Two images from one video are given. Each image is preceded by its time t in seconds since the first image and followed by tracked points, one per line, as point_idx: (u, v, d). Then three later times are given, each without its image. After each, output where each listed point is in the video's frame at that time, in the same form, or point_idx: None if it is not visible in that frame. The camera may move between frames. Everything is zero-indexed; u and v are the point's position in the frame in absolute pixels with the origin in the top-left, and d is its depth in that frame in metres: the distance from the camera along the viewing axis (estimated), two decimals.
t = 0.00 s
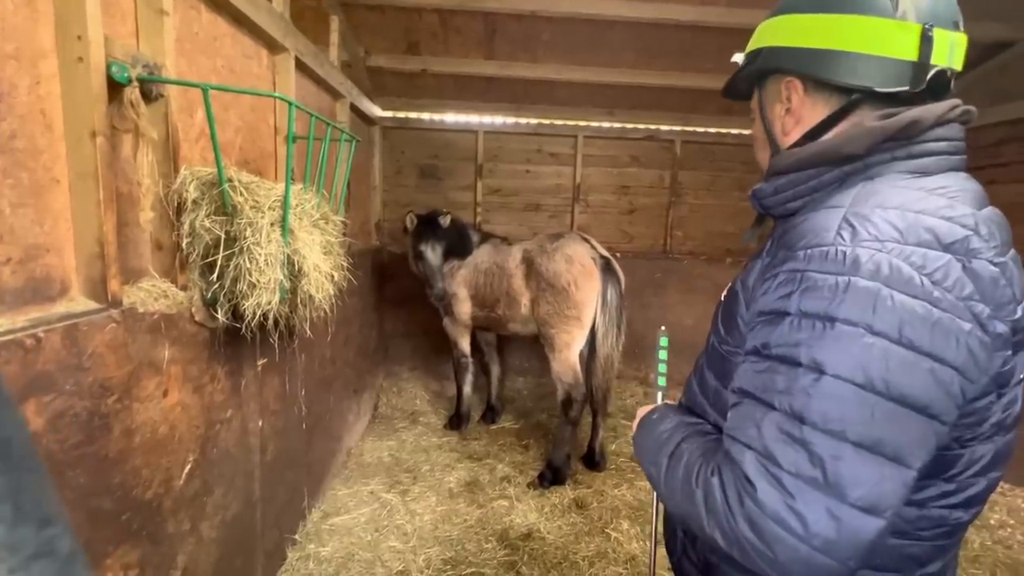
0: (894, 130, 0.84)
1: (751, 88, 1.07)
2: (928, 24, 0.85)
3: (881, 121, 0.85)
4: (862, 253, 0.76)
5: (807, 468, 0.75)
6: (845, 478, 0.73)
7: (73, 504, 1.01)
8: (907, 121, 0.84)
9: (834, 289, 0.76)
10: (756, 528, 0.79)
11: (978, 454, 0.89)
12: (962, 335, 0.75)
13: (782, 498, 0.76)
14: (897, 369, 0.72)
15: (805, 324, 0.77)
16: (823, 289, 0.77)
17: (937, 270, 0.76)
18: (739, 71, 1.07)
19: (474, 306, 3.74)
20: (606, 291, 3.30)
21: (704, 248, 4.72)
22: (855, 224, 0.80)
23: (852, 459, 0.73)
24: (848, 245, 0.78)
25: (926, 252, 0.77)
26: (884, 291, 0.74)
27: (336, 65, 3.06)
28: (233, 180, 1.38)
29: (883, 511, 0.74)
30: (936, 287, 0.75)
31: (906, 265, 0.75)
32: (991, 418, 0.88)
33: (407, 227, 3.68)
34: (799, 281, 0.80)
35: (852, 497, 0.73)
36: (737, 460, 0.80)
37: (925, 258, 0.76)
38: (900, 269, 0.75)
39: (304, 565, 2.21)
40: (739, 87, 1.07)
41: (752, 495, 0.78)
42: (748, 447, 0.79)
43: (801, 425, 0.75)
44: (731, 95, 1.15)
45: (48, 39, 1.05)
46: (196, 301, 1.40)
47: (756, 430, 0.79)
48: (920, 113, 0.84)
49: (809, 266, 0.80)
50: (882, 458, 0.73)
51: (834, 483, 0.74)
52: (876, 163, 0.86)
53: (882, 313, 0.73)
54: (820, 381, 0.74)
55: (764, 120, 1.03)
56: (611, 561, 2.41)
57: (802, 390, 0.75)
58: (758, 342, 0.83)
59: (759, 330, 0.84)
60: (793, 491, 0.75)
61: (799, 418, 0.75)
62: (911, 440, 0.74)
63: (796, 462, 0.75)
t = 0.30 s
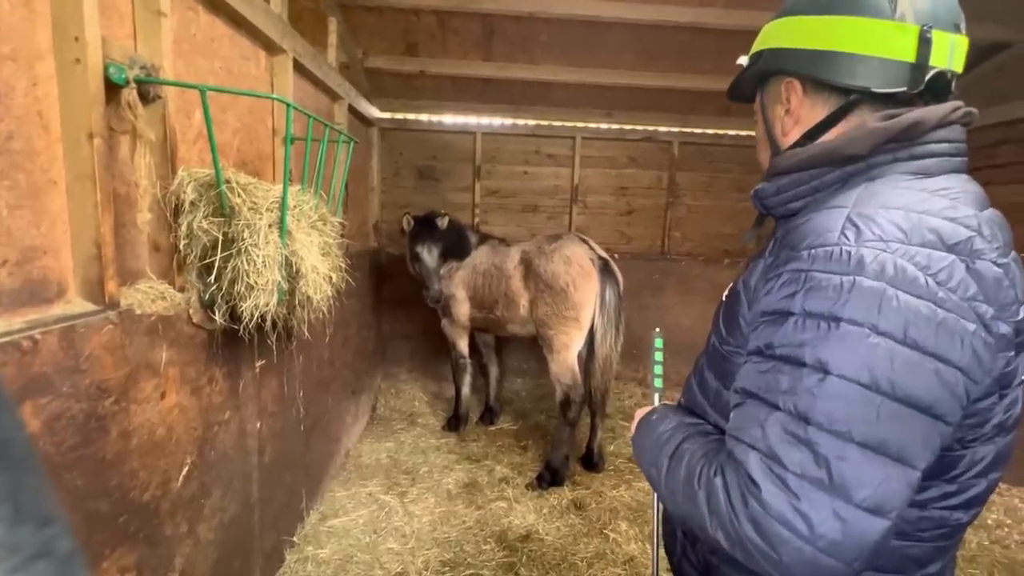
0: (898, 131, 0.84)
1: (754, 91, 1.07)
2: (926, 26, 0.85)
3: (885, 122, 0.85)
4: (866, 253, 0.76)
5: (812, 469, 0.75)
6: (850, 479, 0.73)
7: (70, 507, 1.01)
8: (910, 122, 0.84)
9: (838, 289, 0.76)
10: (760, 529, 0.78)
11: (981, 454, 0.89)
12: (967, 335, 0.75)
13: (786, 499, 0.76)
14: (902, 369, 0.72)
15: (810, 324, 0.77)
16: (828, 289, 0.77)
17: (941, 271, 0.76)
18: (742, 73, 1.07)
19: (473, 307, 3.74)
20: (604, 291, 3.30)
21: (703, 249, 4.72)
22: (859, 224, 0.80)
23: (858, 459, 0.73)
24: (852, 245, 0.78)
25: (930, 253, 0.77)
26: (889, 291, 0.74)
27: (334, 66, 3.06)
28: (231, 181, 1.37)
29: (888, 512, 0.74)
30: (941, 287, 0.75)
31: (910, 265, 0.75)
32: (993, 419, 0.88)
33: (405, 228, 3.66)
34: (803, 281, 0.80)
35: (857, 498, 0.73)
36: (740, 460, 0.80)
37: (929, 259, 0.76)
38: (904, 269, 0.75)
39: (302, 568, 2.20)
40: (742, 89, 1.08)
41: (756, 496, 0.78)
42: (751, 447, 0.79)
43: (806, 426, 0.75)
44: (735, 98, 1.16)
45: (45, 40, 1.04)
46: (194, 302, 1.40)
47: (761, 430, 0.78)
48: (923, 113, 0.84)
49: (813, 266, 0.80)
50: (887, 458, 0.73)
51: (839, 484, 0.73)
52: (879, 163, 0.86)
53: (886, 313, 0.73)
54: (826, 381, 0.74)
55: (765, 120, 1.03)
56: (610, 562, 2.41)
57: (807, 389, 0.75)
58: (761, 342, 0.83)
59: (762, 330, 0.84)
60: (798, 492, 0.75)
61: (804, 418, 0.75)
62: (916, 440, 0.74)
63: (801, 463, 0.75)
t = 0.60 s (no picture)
0: (898, 131, 0.84)
1: (756, 91, 1.07)
2: (926, 27, 0.85)
3: (886, 122, 0.85)
4: (868, 252, 0.76)
5: (813, 467, 0.74)
6: (851, 477, 0.73)
7: (67, 509, 1.00)
8: (910, 122, 0.84)
9: (840, 288, 0.76)
10: (761, 527, 0.78)
11: (981, 454, 0.89)
12: (968, 334, 0.75)
13: (788, 496, 0.75)
14: (903, 368, 0.72)
15: (811, 323, 0.77)
16: (829, 287, 0.77)
17: (942, 270, 0.76)
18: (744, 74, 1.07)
19: (471, 308, 3.74)
20: (602, 291, 3.30)
21: (701, 249, 4.72)
22: (860, 223, 0.80)
23: (859, 457, 0.73)
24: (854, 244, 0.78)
25: (931, 252, 0.77)
26: (890, 290, 0.74)
27: (332, 67, 3.05)
28: (230, 182, 1.37)
29: (890, 510, 0.74)
30: (942, 286, 0.75)
31: (911, 265, 0.75)
32: (994, 419, 0.88)
33: (404, 229, 3.70)
34: (805, 279, 0.80)
35: (858, 496, 0.73)
36: (741, 459, 0.80)
37: (931, 258, 0.76)
38: (905, 268, 0.75)
39: (301, 569, 2.20)
40: (744, 91, 1.08)
41: (757, 494, 0.78)
42: (753, 446, 0.79)
43: (808, 424, 0.75)
44: (737, 99, 1.16)
45: (42, 41, 1.04)
46: (192, 303, 1.39)
47: (762, 428, 0.78)
48: (925, 113, 0.84)
49: (815, 265, 0.79)
50: (888, 456, 0.73)
51: (841, 482, 0.73)
52: (880, 163, 0.86)
53: (888, 312, 0.73)
54: (827, 380, 0.74)
55: (767, 122, 1.03)
56: (609, 563, 2.41)
57: (809, 388, 0.75)
58: (762, 341, 0.83)
59: (764, 329, 0.83)
60: (799, 490, 0.75)
61: (806, 416, 0.75)
62: (917, 439, 0.74)
63: (802, 461, 0.75)
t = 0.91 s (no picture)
0: (898, 132, 0.84)
1: (756, 92, 1.07)
2: (926, 28, 0.85)
3: (885, 122, 0.85)
4: (868, 253, 0.76)
5: (813, 466, 0.74)
6: (851, 476, 0.73)
7: (66, 511, 1.00)
8: (910, 123, 0.84)
9: (840, 289, 0.76)
10: (762, 526, 0.78)
11: (980, 454, 0.89)
12: (967, 335, 0.75)
13: (788, 496, 0.75)
14: (902, 368, 0.72)
15: (811, 323, 0.77)
16: (829, 288, 0.77)
17: (942, 271, 0.76)
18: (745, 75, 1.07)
19: (471, 309, 3.73)
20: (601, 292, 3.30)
21: (700, 249, 4.72)
22: (859, 224, 0.80)
23: (859, 457, 0.73)
24: (853, 244, 0.78)
25: (930, 253, 0.77)
26: (890, 290, 0.74)
27: (331, 68, 3.05)
28: (228, 183, 1.37)
29: (889, 510, 0.74)
30: (941, 287, 0.75)
31: (911, 265, 0.75)
32: (993, 419, 0.88)
33: (405, 229, 3.69)
34: (805, 280, 0.80)
35: (858, 495, 0.73)
36: (741, 458, 0.80)
37: (930, 258, 0.76)
38: (905, 269, 0.75)
39: (300, 571, 2.19)
40: (745, 91, 1.08)
41: (758, 494, 0.77)
42: (753, 445, 0.79)
43: (807, 424, 0.75)
44: (738, 100, 1.15)
45: (40, 42, 1.04)
46: (191, 305, 1.39)
47: (762, 428, 0.78)
48: (924, 114, 0.84)
49: (815, 266, 0.79)
50: (888, 456, 0.73)
51: (841, 481, 0.73)
52: (879, 164, 0.86)
53: (888, 312, 0.73)
54: (827, 380, 0.74)
55: (767, 122, 1.03)
56: (608, 563, 2.40)
57: (808, 388, 0.75)
58: (763, 341, 0.83)
59: (764, 329, 0.83)
60: (799, 490, 0.75)
61: (806, 417, 0.75)
62: (916, 439, 0.74)
63: (802, 460, 0.75)
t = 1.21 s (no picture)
0: (895, 132, 0.84)
1: (755, 92, 1.07)
2: (924, 29, 0.85)
3: (883, 123, 0.85)
4: (866, 253, 0.76)
5: (812, 466, 0.74)
6: (850, 475, 0.73)
7: (63, 514, 1.00)
8: (907, 124, 0.84)
9: (838, 289, 0.76)
10: (761, 526, 0.78)
11: (978, 453, 0.89)
12: (965, 334, 0.75)
13: (787, 496, 0.75)
14: (901, 368, 0.72)
15: (810, 323, 0.77)
16: (827, 288, 0.77)
17: (939, 270, 0.76)
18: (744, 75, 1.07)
19: (469, 309, 3.73)
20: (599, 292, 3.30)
21: (698, 249, 4.73)
22: (857, 224, 0.80)
23: (857, 457, 0.73)
24: (852, 245, 0.78)
25: (928, 253, 0.77)
26: (887, 290, 0.74)
27: (329, 69, 3.05)
28: (225, 184, 1.37)
29: (887, 509, 0.74)
30: (939, 287, 0.75)
31: (909, 265, 0.75)
32: (991, 418, 0.88)
33: (404, 229, 3.69)
34: (803, 280, 0.79)
35: (857, 495, 0.73)
36: (740, 459, 0.80)
37: (928, 259, 0.76)
38: (903, 269, 0.75)
39: (298, 572, 2.19)
40: (743, 90, 1.08)
41: (757, 494, 0.77)
42: (752, 445, 0.79)
43: (806, 424, 0.75)
44: (737, 99, 1.15)
45: (36, 43, 1.03)
46: (188, 306, 1.39)
47: (761, 428, 0.78)
48: (922, 115, 0.84)
49: (813, 266, 0.79)
50: (887, 456, 0.73)
51: (839, 481, 0.73)
52: (877, 164, 0.86)
53: (886, 312, 0.73)
54: (825, 380, 0.74)
55: (765, 121, 1.03)
56: (607, 564, 2.40)
57: (807, 388, 0.75)
58: (761, 341, 0.82)
59: (762, 329, 0.83)
60: (799, 490, 0.75)
61: (805, 417, 0.75)
62: (914, 439, 0.74)
63: (801, 460, 0.75)
